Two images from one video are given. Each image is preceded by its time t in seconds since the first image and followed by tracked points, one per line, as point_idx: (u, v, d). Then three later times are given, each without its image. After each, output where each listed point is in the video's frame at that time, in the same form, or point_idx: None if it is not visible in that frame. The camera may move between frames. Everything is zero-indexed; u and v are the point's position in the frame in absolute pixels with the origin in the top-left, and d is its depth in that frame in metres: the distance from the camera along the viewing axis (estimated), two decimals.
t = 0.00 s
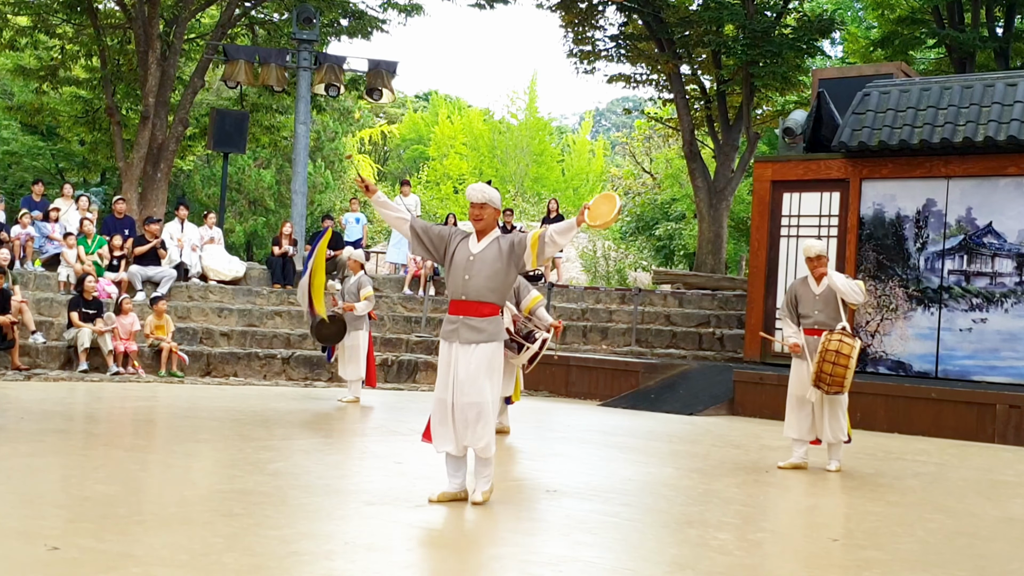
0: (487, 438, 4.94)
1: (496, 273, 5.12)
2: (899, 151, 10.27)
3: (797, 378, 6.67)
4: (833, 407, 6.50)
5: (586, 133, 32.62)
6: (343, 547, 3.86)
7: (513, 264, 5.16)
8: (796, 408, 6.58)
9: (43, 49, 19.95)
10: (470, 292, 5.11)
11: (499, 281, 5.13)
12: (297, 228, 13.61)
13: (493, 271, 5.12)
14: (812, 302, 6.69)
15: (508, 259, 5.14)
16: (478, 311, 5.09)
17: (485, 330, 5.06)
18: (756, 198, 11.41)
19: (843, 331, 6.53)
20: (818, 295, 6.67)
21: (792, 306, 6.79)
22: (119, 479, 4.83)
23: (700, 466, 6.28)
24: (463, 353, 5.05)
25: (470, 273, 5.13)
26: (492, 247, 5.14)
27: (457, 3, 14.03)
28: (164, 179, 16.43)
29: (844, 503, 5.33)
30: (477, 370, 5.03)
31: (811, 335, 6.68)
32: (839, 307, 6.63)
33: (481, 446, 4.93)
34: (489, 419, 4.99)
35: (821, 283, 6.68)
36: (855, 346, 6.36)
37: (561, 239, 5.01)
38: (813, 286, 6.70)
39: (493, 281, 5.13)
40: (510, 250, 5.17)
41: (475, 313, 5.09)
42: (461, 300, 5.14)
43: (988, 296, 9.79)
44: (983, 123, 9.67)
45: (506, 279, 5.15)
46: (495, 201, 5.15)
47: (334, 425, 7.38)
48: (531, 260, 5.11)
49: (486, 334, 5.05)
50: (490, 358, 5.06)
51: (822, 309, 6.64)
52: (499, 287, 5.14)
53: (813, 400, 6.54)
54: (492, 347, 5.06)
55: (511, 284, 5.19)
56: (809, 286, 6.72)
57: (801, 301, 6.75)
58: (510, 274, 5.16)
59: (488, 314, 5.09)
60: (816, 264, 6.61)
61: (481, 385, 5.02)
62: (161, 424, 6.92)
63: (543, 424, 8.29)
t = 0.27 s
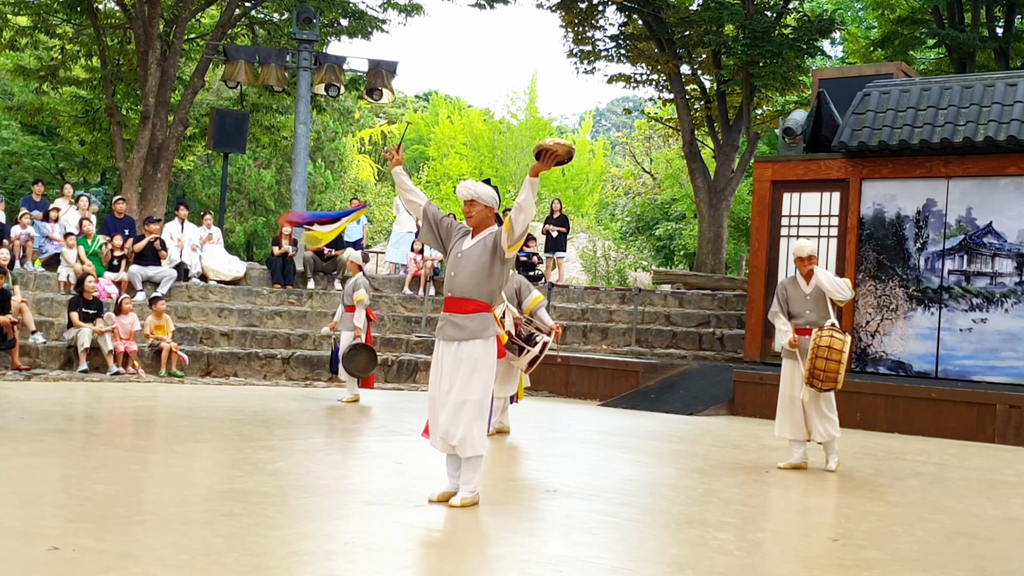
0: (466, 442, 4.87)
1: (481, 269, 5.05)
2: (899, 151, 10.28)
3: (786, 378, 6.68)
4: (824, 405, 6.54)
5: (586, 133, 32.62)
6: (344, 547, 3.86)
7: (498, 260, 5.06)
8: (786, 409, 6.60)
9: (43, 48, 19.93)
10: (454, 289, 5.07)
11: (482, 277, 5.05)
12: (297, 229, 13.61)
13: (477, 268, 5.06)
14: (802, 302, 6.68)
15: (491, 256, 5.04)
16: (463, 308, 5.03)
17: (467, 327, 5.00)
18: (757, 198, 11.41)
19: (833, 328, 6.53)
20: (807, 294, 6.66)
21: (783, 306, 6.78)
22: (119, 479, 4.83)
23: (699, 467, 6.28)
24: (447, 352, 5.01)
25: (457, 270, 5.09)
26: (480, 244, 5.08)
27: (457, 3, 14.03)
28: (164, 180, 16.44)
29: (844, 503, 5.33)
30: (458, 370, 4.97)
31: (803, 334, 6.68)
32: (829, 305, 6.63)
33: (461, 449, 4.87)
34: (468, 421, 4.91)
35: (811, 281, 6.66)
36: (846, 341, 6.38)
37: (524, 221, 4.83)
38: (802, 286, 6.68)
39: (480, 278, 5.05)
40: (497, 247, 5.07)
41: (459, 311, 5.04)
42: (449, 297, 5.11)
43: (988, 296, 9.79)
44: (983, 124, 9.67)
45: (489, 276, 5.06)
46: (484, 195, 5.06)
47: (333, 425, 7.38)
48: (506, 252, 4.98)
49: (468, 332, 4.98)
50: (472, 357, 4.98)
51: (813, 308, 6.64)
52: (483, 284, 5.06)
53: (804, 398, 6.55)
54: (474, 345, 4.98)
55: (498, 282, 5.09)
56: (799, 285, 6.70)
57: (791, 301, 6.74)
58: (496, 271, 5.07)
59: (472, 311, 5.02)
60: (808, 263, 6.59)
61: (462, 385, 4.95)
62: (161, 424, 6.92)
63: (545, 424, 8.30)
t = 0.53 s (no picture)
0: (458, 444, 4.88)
1: (467, 267, 5.04)
2: (898, 151, 10.28)
3: (779, 379, 6.69)
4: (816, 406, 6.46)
5: (586, 134, 32.61)
6: (345, 546, 3.86)
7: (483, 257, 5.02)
8: (780, 411, 6.60)
9: (43, 48, 19.93)
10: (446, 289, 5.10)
11: (468, 275, 5.04)
12: (298, 228, 13.61)
13: (464, 267, 5.05)
14: (799, 300, 6.68)
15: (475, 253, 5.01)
16: (451, 307, 5.06)
17: (453, 327, 5.00)
18: (757, 198, 11.42)
19: (822, 326, 6.53)
20: (805, 292, 6.67)
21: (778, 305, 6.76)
22: (119, 480, 4.83)
23: (699, 467, 6.28)
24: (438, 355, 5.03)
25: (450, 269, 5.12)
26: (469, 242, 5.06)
27: (457, 2, 14.03)
28: (164, 180, 16.43)
29: (844, 503, 5.33)
30: (446, 373, 4.97)
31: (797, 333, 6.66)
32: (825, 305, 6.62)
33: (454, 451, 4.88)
34: (457, 424, 4.91)
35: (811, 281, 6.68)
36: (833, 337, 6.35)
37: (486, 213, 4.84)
38: (801, 284, 6.70)
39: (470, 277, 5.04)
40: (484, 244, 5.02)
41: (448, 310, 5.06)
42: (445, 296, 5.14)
43: (988, 296, 9.79)
44: (983, 124, 9.67)
45: (475, 274, 5.04)
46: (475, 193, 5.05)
47: (333, 425, 7.38)
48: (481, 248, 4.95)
49: (453, 332, 4.98)
50: (460, 359, 4.96)
51: (809, 307, 6.64)
52: (471, 283, 5.04)
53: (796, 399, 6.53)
54: (460, 346, 4.96)
55: (486, 281, 5.05)
56: (798, 283, 6.71)
57: (786, 299, 6.74)
58: (483, 269, 5.04)
59: (458, 310, 5.03)
60: (807, 260, 6.59)
61: (451, 388, 4.95)
62: (161, 424, 6.91)
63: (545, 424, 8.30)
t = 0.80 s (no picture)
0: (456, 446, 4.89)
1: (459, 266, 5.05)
2: (898, 151, 10.28)
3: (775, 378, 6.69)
4: (803, 408, 6.47)
5: (586, 133, 32.61)
6: (345, 547, 3.86)
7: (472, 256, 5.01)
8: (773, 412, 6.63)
9: (43, 48, 19.93)
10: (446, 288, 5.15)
11: (459, 276, 5.05)
12: (298, 228, 13.61)
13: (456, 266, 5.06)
14: (799, 300, 6.68)
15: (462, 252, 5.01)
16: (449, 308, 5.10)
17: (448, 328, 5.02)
18: (757, 198, 11.42)
19: (814, 329, 6.51)
20: (807, 293, 6.67)
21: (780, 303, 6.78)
22: (119, 480, 4.83)
23: (698, 467, 6.28)
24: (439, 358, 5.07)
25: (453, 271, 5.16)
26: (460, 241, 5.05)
27: (457, 3, 14.03)
28: (164, 179, 16.43)
29: (844, 503, 5.33)
30: (444, 374, 4.99)
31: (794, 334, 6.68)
32: (824, 307, 6.61)
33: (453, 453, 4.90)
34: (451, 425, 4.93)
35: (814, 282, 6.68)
36: (822, 342, 6.30)
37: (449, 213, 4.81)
38: (803, 285, 6.70)
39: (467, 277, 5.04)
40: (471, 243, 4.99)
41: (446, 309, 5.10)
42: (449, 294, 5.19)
43: (988, 295, 9.79)
44: (983, 124, 9.67)
45: (467, 274, 5.03)
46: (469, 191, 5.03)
47: (334, 425, 7.38)
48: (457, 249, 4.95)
49: (447, 334, 5.01)
50: (456, 360, 4.98)
51: (806, 308, 6.64)
52: (465, 283, 5.05)
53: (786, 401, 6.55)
54: (456, 348, 4.98)
55: (478, 280, 5.03)
56: (801, 283, 6.72)
57: (787, 298, 6.76)
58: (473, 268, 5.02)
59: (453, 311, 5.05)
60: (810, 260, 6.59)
61: (449, 389, 4.96)
62: (161, 424, 6.91)
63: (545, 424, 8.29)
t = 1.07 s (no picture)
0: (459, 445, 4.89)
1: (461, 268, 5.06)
2: (898, 152, 10.28)
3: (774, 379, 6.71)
4: (797, 409, 6.46)
5: (586, 133, 32.61)
6: (345, 547, 3.86)
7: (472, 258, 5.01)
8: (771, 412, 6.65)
9: (43, 49, 19.93)
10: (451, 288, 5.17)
11: (462, 277, 5.06)
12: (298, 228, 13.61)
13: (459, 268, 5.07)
14: (801, 300, 6.69)
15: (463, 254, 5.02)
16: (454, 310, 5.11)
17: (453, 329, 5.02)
18: (757, 198, 11.42)
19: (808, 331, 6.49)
20: (809, 293, 6.67)
21: (785, 302, 6.80)
22: (119, 480, 4.82)
23: (698, 467, 6.28)
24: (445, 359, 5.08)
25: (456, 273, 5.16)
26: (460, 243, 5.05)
27: (457, 2, 14.02)
28: (164, 180, 16.43)
29: (845, 503, 5.32)
30: (451, 374, 5.00)
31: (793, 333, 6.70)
32: (823, 308, 6.59)
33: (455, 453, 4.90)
34: (456, 424, 4.93)
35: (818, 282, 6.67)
36: (811, 344, 6.28)
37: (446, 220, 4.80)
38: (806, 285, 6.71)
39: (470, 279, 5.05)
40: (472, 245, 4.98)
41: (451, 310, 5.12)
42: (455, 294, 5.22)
43: (988, 296, 9.79)
44: (984, 124, 9.67)
45: (469, 276, 5.05)
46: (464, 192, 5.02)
47: (334, 425, 7.38)
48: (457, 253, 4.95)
49: (455, 335, 5.01)
50: (462, 360, 4.98)
51: (806, 307, 6.65)
52: (468, 284, 5.06)
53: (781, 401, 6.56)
54: (462, 348, 4.99)
55: (481, 281, 5.03)
56: (804, 282, 6.73)
57: (791, 297, 6.78)
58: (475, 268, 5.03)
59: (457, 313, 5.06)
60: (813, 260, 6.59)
61: (455, 388, 4.97)
62: (161, 424, 6.91)
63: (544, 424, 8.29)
